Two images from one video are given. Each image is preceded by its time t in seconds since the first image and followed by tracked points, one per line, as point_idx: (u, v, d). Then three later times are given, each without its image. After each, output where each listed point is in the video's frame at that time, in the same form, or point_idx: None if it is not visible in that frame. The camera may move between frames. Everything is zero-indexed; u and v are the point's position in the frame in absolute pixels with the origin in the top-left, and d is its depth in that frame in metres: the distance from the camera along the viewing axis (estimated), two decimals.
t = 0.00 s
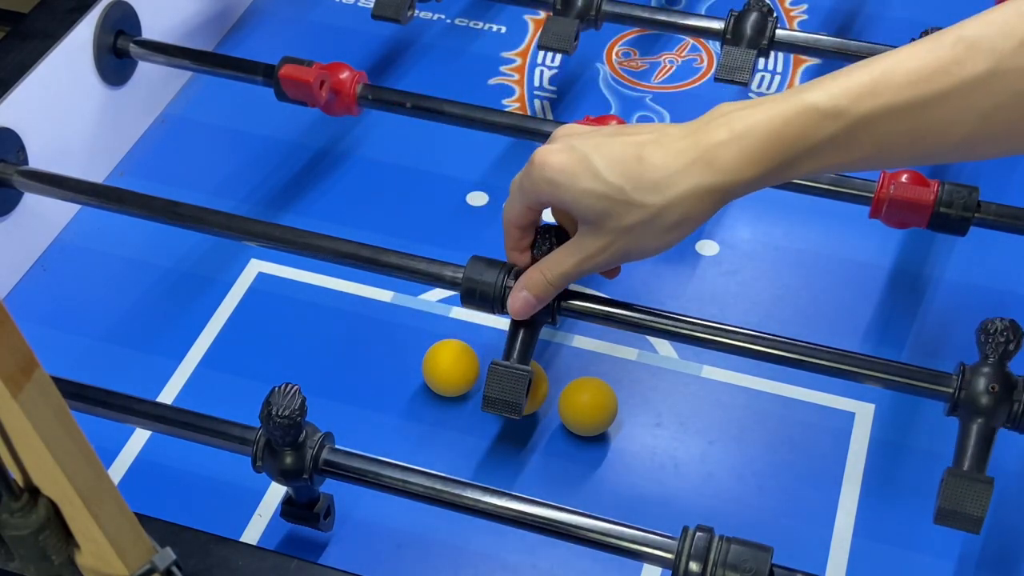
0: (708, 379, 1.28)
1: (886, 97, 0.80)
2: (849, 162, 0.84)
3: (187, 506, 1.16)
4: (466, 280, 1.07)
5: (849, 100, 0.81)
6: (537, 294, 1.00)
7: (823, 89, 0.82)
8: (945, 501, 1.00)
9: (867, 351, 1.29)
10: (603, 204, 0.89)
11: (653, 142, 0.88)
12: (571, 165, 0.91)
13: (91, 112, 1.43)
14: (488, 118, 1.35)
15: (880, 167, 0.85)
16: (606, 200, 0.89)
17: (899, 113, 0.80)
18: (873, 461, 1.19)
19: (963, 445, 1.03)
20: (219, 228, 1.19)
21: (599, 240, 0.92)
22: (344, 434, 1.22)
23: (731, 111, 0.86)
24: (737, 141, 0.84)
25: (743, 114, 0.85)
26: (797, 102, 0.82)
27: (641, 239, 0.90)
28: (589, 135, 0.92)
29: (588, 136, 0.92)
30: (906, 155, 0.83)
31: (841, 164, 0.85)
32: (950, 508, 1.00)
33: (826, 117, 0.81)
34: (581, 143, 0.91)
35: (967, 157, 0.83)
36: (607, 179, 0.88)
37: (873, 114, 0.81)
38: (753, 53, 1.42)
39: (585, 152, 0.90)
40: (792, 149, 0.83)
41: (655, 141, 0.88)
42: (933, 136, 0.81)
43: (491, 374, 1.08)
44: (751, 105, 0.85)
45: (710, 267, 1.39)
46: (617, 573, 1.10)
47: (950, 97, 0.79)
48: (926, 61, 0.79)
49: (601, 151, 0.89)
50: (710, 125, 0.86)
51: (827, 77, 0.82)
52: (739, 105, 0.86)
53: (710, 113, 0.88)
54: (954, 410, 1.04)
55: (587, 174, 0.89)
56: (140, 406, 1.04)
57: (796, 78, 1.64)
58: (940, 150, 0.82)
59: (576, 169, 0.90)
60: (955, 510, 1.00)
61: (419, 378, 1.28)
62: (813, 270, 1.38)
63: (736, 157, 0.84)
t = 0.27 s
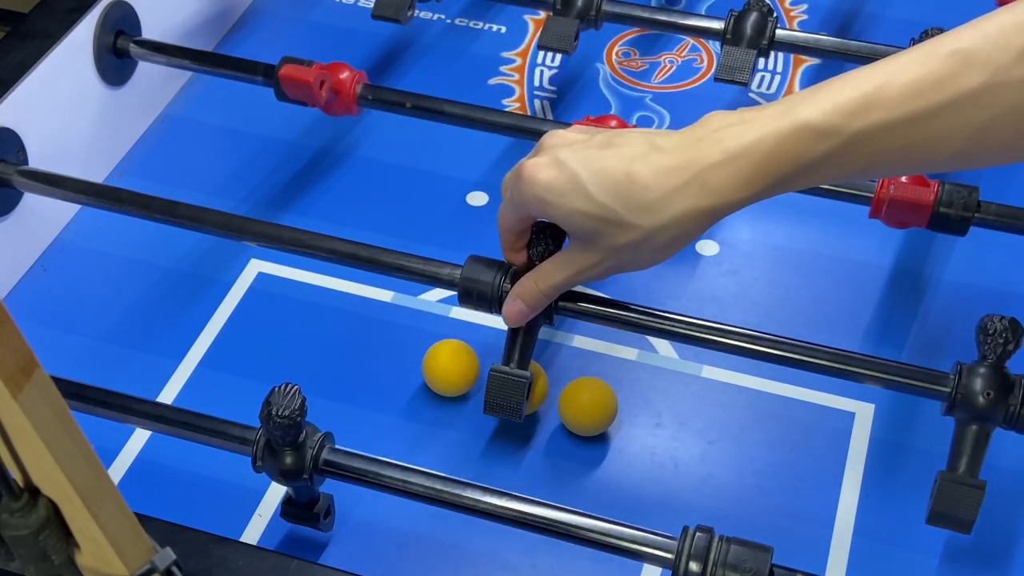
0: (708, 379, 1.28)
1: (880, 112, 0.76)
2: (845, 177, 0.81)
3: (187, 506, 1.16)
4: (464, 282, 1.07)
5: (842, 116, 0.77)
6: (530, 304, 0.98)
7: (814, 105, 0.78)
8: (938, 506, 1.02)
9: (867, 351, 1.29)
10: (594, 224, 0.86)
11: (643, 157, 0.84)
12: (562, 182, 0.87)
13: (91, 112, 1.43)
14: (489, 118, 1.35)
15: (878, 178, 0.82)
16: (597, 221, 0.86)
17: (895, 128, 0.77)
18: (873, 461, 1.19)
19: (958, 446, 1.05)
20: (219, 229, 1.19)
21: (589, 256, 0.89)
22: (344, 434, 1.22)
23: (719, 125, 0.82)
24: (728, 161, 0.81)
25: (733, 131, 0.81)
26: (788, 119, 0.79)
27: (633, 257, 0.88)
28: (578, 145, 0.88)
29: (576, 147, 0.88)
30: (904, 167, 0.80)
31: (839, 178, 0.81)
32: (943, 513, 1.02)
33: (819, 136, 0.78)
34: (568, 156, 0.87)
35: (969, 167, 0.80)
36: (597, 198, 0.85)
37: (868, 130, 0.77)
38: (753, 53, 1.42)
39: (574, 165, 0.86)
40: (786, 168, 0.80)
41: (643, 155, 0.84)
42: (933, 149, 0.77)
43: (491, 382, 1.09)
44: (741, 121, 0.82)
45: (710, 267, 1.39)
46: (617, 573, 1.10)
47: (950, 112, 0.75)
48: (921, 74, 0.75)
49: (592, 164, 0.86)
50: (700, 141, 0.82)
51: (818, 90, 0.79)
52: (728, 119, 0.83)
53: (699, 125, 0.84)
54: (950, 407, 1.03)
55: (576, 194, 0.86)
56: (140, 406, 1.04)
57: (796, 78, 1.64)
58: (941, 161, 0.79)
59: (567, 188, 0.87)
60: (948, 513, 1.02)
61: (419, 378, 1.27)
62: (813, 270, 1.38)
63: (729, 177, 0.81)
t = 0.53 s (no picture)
0: (708, 379, 1.28)
1: (879, 118, 0.76)
2: (848, 179, 0.81)
3: (187, 506, 1.16)
4: (463, 284, 1.07)
5: (842, 121, 0.77)
6: (530, 307, 0.98)
7: (815, 110, 0.78)
8: (937, 505, 1.02)
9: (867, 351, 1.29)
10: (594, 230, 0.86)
11: (642, 161, 0.84)
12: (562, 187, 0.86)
13: (91, 112, 1.43)
14: (488, 118, 1.35)
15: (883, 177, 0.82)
16: (596, 227, 0.86)
17: (896, 133, 0.77)
18: (873, 461, 1.19)
19: (957, 446, 1.05)
20: (219, 229, 1.19)
21: (590, 260, 0.90)
22: (344, 434, 1.22)
23: (719, 131, 0.83)
24: (728, 167, 0.81)
25: (733, 136, 0.81)
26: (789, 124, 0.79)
27: (633, 261, 0.88)
28: (578, 149, 0.88)
29: (576, 151, 0.87)
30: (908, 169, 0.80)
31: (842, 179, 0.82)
32: (943, 513, 1.02)
33: (819, 141, 0.78)
34: (568, 160, 0.87)
35: (971, 169, 0.80)
36: (597, 205, 0.85)
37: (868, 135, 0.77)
38: (753, 53, 1.42)
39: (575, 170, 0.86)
40: (787, 173, 0.80)
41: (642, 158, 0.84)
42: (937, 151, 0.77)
43: (491, 383, 1.09)
44: (740, 126, 0.82)
45: (710, 267, 1.39)
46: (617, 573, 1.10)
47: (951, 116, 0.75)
48: (921, 79, 0.75)
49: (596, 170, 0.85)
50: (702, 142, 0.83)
51: (817, 94, 0.79)
52: (728, 123, 0.83)
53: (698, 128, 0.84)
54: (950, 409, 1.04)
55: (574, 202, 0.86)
56: (140, 406, 1.04)
57: (796, 78, 1.64)
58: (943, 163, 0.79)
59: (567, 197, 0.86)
60: (948, 513, 1.02)
61: (419, 378, 1.28)
62: (813, 271, 1.38)
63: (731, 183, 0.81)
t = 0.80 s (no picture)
0: (708, 379, 1.28)
1: (899, 101, 0.72)
2: (859, 166, 0.77)
3: (187, 506, 1.16)
4: (462, 282, 1.07)
5: (860, 100, 0.73)
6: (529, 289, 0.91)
7: (834, 90, 0.73)
8: (936, 505, 1.02)
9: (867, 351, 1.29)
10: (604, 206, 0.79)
11: (655, 136, 0.77)
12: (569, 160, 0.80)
13: (91, 112, 1.43)
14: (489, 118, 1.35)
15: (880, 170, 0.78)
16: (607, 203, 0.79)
17: (915, 118, 0.73)
18: (873, 461, 1.19)
19: (957, 446, 1.05)
20: (219, 229, 1.19)
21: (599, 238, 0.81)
22: (345, 434, 1.22)
23: (730, 109, 0.76)
24: (742, 142, 0.75)
25: (747, 112, 0.75)
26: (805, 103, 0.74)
27: (644, 246, 0.80)
28: (590, 128, 0.81)
29: (588, 130, 0.81)
30: (917, 160, 0.76)
31: (849, 167, 0.77)
32: (942, 513, 1.02)
33: (837, 120, 0.73)
34: (582, 139, 0.80)
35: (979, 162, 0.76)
36: (611, 180, 0.78)
37: (887, 117, 0.73)
38: (753, 53, 1.42)
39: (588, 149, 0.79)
40: (798, 153, 0.75)
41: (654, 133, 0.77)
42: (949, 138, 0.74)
43: (491, 383, 1.09)
44: (755, 102, 0.76)
45: (710, 267, 1.39)
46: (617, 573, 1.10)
47: (972, 102, 0.72)
48: (943, 60, 0.71)
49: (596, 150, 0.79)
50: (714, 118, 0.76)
51: (834, 73, 0.74)
52: (742, 100, 0.77)
53: (705, 108, 0.77)
54: (949, 408, 1.04)
55: (586, 175, 0.79)
56: (140, 406, 1.04)
57: (796, 78, 1.64)
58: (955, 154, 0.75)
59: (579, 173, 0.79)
60: (948, 513, 1.02)
61: (419, 377, 1.28)
62: (813, 270, 1.38)
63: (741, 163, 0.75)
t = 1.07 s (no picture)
0: (707, 379, 1.28)
1: None
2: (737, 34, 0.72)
3: (187, 506, 1.16)
4: (461, 280, 1.09)
5: None
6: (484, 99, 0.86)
7: None
8: (935, 506, 1.02)
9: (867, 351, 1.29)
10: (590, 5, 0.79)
11: None
12: None
13: (91, 112, 1.43)
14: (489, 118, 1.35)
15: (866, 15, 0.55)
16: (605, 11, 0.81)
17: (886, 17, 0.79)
18: (874, 461, 1.19)
19: (957, 446, 1.04)
20: (219, 229, 1.19)
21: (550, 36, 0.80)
22: (345, 434, 1.22)
23: None
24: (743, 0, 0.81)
25: None
26: None
27: None
28: None
29: None
30: (888, 78, 0.82)
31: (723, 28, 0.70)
32: (941, 513, 1.02)
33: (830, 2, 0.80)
34: None
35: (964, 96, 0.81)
36: None
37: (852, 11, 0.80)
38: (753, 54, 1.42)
39: None
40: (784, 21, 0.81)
41: None
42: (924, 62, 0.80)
43: (491, 383, 1.09)
44: None
45: (710, 267, 1.39)
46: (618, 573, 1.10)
47: (962, 27, 0.77)
48: None
49: None
50: None
51: None
52: None
53: None
54: (949, 408, 1.04)
55: None
56: (140, 406, 1.04)
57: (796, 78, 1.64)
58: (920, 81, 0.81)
59: None
60: (948, 513, 1.02)
61: (419, 378, 1.28)
62: (813, 270, 1.38)
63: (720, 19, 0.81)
